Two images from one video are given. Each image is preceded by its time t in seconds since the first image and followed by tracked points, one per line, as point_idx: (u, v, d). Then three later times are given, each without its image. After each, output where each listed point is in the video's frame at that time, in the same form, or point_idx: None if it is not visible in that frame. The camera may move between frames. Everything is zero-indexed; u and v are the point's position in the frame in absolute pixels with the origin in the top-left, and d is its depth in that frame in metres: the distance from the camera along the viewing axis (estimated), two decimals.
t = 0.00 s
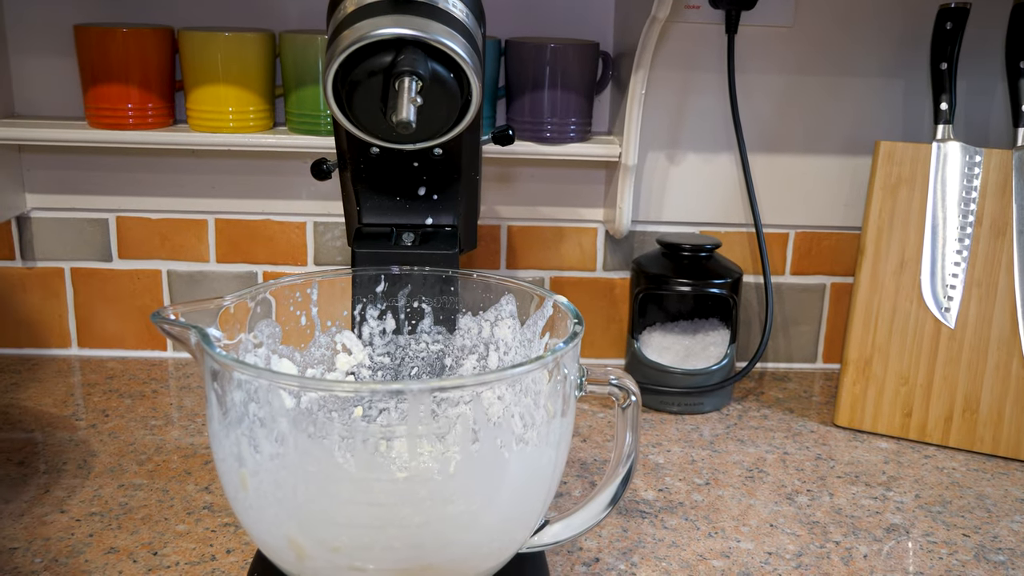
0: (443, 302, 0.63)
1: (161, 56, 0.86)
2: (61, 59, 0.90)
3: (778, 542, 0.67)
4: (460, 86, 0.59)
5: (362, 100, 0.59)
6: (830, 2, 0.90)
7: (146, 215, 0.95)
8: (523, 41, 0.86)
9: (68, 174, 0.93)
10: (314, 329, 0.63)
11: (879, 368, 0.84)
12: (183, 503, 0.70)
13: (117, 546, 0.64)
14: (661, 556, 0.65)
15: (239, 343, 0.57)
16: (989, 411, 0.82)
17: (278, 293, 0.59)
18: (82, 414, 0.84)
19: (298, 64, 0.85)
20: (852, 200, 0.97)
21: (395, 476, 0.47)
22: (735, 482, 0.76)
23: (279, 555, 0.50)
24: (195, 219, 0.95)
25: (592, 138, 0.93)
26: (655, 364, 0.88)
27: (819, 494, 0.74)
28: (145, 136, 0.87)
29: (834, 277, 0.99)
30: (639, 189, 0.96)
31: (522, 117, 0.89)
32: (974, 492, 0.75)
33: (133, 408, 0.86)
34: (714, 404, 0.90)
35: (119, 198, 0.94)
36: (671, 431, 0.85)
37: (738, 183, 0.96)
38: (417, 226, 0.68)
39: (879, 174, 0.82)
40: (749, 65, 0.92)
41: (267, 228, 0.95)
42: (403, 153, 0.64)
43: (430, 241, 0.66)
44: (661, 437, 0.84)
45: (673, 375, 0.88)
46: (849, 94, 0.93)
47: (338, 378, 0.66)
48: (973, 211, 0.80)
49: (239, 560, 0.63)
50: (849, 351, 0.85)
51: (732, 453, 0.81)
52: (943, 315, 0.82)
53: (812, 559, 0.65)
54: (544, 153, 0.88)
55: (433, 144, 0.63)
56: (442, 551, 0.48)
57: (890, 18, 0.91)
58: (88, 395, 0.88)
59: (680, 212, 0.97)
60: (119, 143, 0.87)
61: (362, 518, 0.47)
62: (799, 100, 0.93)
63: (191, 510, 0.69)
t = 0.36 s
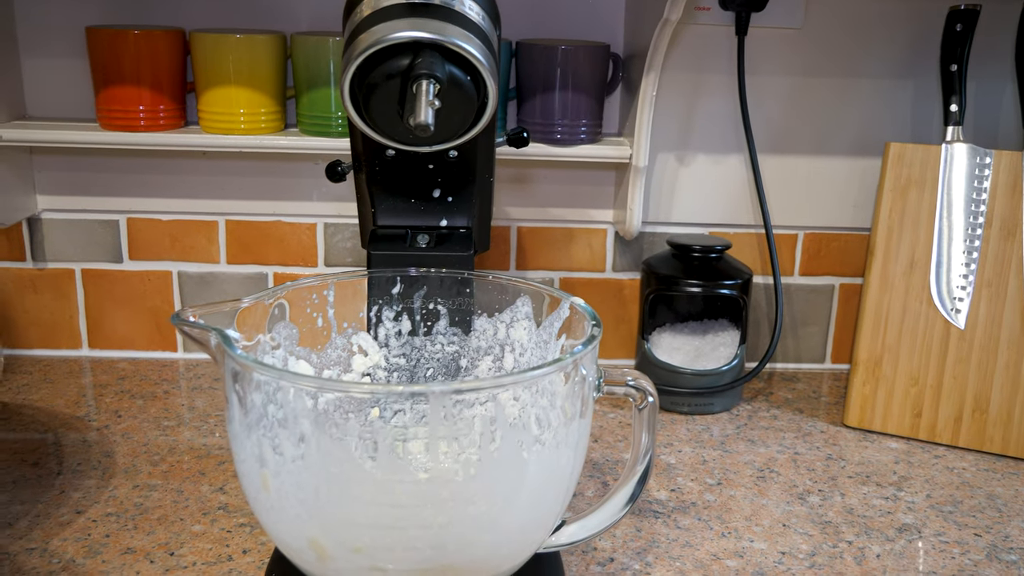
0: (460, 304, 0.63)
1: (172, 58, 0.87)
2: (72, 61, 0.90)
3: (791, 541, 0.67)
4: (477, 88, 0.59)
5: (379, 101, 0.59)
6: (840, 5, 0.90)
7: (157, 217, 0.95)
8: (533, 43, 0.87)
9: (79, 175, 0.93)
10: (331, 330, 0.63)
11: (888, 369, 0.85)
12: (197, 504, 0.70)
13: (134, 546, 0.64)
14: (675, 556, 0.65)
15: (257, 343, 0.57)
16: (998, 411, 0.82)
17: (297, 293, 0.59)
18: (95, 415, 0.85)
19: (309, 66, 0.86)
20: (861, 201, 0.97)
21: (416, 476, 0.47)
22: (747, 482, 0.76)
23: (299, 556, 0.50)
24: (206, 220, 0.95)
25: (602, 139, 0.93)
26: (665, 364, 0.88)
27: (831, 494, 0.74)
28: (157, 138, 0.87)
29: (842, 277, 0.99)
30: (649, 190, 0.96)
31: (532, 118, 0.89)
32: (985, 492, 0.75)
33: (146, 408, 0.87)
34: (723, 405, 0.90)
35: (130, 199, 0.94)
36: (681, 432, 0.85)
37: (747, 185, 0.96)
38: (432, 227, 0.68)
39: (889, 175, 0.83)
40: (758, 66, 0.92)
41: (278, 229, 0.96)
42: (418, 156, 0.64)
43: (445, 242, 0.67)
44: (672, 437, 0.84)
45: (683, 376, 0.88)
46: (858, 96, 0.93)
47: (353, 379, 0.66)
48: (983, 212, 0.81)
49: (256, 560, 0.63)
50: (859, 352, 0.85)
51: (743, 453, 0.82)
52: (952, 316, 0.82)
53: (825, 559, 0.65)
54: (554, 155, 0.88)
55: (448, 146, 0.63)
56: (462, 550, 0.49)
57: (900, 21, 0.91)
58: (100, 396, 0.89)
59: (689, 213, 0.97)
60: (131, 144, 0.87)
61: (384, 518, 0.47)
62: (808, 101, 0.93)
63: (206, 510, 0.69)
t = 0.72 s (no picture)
0: (507, 303, 0.65)
1: (215, 64, 0.88)
2: (115, 66, 0.93)
3: (829, 538, 0.69)
4: (526, 94, 0.61)
5: (432, 107, 0.61)
6: (870, 10, 0.92)
7: (196, 219, 0.97)
8: (568, 49, 0.88)
9: (121, 178, 0.95)
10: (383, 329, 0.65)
11: (919, 368, 0.86)
12: (247, 498, 0.72)
13: (190, 538, 0.67)
14: (716, 551, 0.67)
15: (314, 341, 0.59)
16: None
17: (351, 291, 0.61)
18: (141, 412, 0.87)
19: (347, 72, 0.87)
20: (889, 203, 0.98)
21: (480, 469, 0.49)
22: (782, 480, 0.78)
23: (361, 548, 0.52)
24: (244, 222, 0.97)
25: (635, 142, 0.94)
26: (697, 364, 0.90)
27: (865, 492, 0.76)
28: (200, 141, 0.89)
29: (870, 279, 1.01)
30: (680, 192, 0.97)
31: (567, 122, 0.90)
32: (1018, 491, 0.76)
33: (189, 406, 0.89)
34: (755, 404, 0.91)
35: (171, 201, 0.96)
36: (714, 430, 0.87)
37: (777, 187, 0.97)
38: (476, 230, 0.70)
39: (919, 178, 0.84)
40: (789, 70, 0.93)
41: (315, 231, 0.97)
42: (465, 160, 0.66)
43: (492, 244, 0.70)
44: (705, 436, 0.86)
45: (715, 375, 0.90)
46: (888, 100, 0.94)
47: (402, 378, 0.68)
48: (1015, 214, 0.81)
49: (309, 553, 0.65)
50: (890, 352, 0.87)
51: (776, 451, 0.83)
52: (983, 317, 0.83)
53: (864, 555, 0.67)
54: (589, 158, 0.89)
55: (496, 151, 0.65)
56: (521, 543, 0.50)
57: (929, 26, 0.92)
58: (144, 393, 0.91)
59: (719, 215, 0.99)
60: (174, 148, 0.89)
61: (447, 511, 0.49)
62: (838, 105, 0.95)
63: (256, 504, 0.71)
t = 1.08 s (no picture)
0: (640, 294, 0.67)
1: (343, 59, 0.91)
2: (246, 61, 0.96)
3: (954, 535, 0.69)
4: (666, 91, 0.62)
5: (574, 103, 0.62)
6: (993, 11, 0.91)
7: (317, 209, 1.00)
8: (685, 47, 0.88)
9: (247, 170, 0.99)
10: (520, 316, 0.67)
11: None
12: (380, 476, 0.76)
13: (329, 512, 0.71)
14: (841, 544, 0.68)
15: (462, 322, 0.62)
16: None
17: (494, 278, 0.63)
18: (269, 394, 0.92)
19: (470, 68, 0.89)
20: (1007, 206, 0.97)
21: (633, 449, 0.51)
22: (902, 478, 0.78)
23: (513, 522, 0.54)
24: (365, 213, 1.00)
25: (751, 140, 0.95)
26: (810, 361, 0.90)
27: (987, 493, 0.76)
28: (329, 134, 0.92)
29: (983, 281, 1.00)
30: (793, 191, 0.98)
31: (682, 119, 0.91)
32: None
33: (312, 390, 0.93)
34: (867, 403, 0.92)
35: (295, 193, 1.00)
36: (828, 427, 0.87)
37: (892, 187, 0.97)
38: (607, 223, 0.71)
39: None
40: (906, 71, 0.93)
41: (432, 223, 1.00)
42: (600, 154, 0.68)
43: (624, 237, 0.71)
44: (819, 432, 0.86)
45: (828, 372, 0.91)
46: (1009, 100, 0.94)
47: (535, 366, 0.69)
48: None
49: (444, 529, 0.69)
50: (1008, 356, 0.85)
51: (893, 450, 0.83)
52: None
53: (991, 554, 0.67)
54: (705, 156, 0.91)
55: (631, 145, 0.66)
56: (669, 523, 0.52)
57: None
58: (269, 375, 0.96)
59: (832, 214, 0.99)
60: (303, 141, 0.92)
61: (598, 489, 0.51)
62: (956, 105, 0.94)
63: (388, 482, 0.75)
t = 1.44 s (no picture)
0: (809, 311, 0.68)
1: (512, 65, 0.93)
2: (418, 65, 1.00)
3: None
4: (851, 110, 0.63)
5: (758, 119, 0.63)
6: None
7: (476, 211, 1.03)
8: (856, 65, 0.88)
9: (410, 169, 1.03)
10: (688, 325, 0.69)
11: None
12: (534, 474, 0.78)
13: (486, 505, 0.73)
14: None
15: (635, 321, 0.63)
16: None
17: (664, 287, 0.66)
18: (423, 386, 0.95)
19: (637, 78, 0.90)
20: None
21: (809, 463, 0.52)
22: None
23: (683, 529, 0.56)
24: (522, 217, 1.02)
25: (918, 161, 0.94)
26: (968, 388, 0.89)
27: None
28: (494, 138, 0.94)
29: None
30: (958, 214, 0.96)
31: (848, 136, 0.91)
32: None
33: (464, 385, 0.96)
34: None
35: (455, 194, 1.03)
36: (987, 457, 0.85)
37: None
38: (776, 238, 0.71)
39: None
40: None
41: (587, 230, 1.02)
42: (776, 170, 0.68)
43: (794, 253, 0.71)
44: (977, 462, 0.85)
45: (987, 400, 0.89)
46: None
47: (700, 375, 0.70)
48: None
49: (598, 529, 0.70)
50: None
51: None
52: None
53: None
54: (870, 176, 0.90)
55: (810, 163, 0.66)
56: (840, 541, 0.53)
57: None
58: (423, 369, 0.99)
59: (998, 240, 0.96)
60: (470, 144, 0.95)
61: (771, 500, 0.52)
62: None
63: (541, 480, 0.77)
